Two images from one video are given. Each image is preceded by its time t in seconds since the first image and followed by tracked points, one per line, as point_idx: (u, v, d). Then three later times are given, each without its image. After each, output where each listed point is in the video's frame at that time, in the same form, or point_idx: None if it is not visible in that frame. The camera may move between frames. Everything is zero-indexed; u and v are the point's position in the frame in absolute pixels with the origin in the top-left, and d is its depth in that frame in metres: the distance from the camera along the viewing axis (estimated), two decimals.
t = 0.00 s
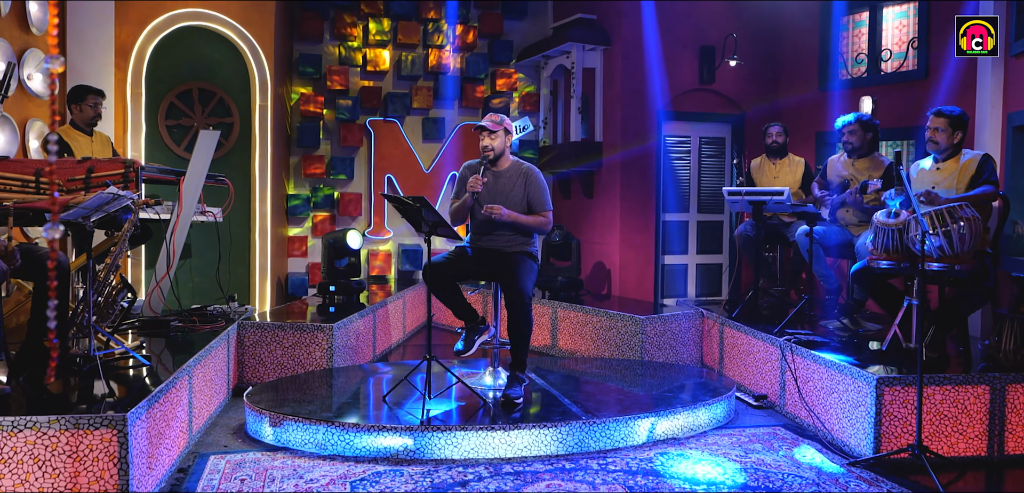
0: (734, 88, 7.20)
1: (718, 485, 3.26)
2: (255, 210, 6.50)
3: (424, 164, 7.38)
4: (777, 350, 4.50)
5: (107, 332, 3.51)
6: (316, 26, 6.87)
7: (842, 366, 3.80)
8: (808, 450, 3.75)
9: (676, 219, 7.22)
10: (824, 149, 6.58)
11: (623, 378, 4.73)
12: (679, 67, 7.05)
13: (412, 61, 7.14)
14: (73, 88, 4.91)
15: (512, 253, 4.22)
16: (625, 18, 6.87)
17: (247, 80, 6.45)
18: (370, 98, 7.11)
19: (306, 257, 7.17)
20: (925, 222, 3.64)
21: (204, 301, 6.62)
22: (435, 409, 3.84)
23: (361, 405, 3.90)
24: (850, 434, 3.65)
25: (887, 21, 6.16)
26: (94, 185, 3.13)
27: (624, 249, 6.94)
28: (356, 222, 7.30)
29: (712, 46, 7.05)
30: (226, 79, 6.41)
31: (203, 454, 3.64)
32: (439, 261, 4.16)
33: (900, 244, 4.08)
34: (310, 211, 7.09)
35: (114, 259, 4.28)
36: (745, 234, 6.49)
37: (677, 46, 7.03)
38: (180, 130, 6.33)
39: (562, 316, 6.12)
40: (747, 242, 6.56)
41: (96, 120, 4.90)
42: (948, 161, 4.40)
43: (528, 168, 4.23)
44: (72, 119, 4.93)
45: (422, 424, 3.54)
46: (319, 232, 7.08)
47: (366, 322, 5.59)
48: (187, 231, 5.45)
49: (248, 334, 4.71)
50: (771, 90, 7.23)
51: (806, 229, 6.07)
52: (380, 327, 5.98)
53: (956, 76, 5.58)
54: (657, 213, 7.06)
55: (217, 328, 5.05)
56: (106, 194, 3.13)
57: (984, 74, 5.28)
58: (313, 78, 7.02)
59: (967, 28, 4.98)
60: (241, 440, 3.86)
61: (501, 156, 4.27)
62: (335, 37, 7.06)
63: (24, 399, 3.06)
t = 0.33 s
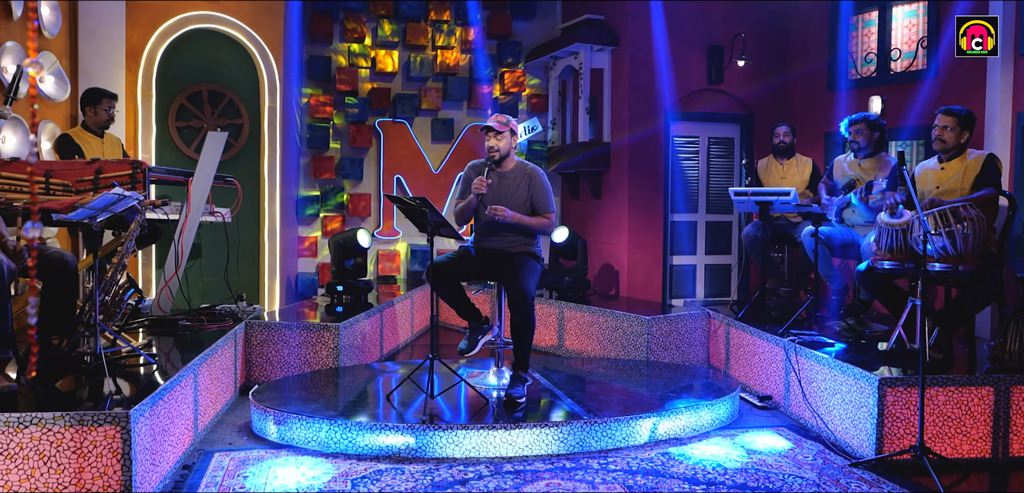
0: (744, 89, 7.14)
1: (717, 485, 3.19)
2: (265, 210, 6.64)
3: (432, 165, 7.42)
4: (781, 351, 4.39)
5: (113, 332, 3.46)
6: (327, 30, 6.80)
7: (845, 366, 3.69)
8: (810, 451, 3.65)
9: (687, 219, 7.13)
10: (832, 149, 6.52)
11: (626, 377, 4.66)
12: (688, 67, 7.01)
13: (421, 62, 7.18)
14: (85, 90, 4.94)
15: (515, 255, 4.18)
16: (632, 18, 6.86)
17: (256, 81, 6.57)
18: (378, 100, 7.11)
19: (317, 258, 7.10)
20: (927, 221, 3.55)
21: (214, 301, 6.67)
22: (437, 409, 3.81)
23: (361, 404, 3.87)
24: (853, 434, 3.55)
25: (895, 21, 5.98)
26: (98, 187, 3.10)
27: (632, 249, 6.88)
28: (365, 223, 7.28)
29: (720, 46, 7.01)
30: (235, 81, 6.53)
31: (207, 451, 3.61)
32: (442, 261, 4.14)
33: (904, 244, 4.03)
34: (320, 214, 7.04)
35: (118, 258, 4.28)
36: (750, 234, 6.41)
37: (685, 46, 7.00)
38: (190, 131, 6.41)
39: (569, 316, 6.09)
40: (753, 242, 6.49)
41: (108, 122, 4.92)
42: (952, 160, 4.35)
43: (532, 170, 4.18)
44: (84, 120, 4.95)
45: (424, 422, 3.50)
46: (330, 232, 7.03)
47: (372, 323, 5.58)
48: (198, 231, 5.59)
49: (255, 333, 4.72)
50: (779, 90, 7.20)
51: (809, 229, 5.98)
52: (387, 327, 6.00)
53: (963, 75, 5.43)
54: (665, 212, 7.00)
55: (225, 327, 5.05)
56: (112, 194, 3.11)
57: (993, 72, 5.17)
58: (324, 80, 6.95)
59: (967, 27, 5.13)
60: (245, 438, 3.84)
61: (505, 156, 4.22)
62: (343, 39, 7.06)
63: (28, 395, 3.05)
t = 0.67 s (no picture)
0: (753, 89, 7.08)
1: (717, 485, 3.18)
2: (275, 211, 6.57)
3: (443, 165, 7.49)
4: (786, 351, 4.38)
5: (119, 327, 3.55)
6: (337, 30, 6.97)
7: (849, 367, 3.68)
8: (813, 451, 3.64)
9: (694, 219, 7.13)
10: (840, 149, 6.51)
11: (630, 376, 4.66)
12: (696, 66, 6.91)
13: (432, 63, 7.22)
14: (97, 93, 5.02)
15: (519, 255, 4.21)
16: (640, 18, 6.76)
17: (267, 83, 6.53)
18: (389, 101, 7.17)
19: (327, 257, 7.22)
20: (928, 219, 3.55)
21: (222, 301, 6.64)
22: (440, 407, 3.82)
23: (365, 403, 3.89)
24: (856, 435, 3.53)
25: (906, 20, 5.97)
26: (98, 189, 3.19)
27: (641, 249, 6.85)
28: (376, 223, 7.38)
29: (729, 46, 6.92)
30: (245, 83, 6.48)
31: (214, 449, 3.64)
32: (447, 261, 4.17)
33: (908, 244, 4.02)
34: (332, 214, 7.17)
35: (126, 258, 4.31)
36: (758, 234, 6.38)
37: (692, 46, 6.88)
38: (201, 132, 6.39)
39: (577, 316, 6.09)
40: (761, 243, 6.45)
41: (121, 124, 4.98)
42: (959, 160, 4.29)
43: (538, 171, 4.20)
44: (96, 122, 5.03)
45: (427, 420, 3.51)
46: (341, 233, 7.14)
47: (380, 322, 5.62)
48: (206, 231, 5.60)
49: (264, 332, 4.77)
50: (789, 89, 7.16)
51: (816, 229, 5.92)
52: (395, 326, 6.05)
53: (976, 76, 5.36)
54: (674, 212, 6.98)
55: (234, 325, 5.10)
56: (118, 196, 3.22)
57: (1003, 72, 5.10)
58: (337, 82, 7.09)
59: (967, 28, 5.30)
60: (251, 435, 3.87)
61: (512, 158, 4.24)
62: (354, 40, 7.12)
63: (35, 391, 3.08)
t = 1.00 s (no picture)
0: (761, 88, 7.04)
1: (714, 484, 3.15)
2: (282, 211, 6.62)
3: (450, 165, 7.53)
4: (787, 352, 4.36)
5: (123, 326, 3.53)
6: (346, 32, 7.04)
7: (849, 367, 3.66)
8: (814, 451, 3.61)
9: (701, 219, 7.10)
10: (847, 149, 6.48)
11: (631, 376, 4.66)
12: (703, 66, 6.89)
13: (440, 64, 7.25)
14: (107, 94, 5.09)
15: (522, 256, 4.21)
16: (646, 19, 6.79)
17: (275, 84, 6.56)
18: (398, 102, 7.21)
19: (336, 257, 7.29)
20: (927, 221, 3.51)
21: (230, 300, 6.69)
22: (440, 406, 3.84)
23: (366, 401, 3.92)
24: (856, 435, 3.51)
25: (914, 19, 5.95)
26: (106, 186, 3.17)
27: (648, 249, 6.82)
28: (384, 223, 7.43)
29: (737, 46, 6.89)
30: (253, 84, 6.51)
31: (216, 445, 3.67)
32: (450, 262, 4.19)
33: (909, 244, 4.00)
34: (340, 214, 7.20)
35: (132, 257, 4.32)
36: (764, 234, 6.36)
37: (701, 46, 6.88)
38: (210, 133, 6.42)
39: (582, 316, 6.05)
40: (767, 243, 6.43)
41: (129, 125, 5.05)
42: (963, 159, 4.30)
43: (539, 171, 4.24)
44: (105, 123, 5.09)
45: (426, 419, 3.52)
46: (349, 233, 7.20)
47: (386, 321, 5.64)
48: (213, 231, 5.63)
49: (270, 331, 4.84)
50: (798, 90, 7.11)
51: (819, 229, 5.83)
52: (401, 326, 6.08)
53: (984, 75, 5.31)
54: (681, 212, 6.96)
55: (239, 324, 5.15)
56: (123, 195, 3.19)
57: (1012, 71, 5.05)
58: (345, 83, 7.14)
59: (968, 28, 5.31)
60: (254, 433, 3.90)
61: (515, 158, 4.27)
62: (363, 42, 7.18)
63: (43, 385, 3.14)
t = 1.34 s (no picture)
0: (769, 88, 7.02)
1: (712, 484, 3.17)
2: (291, 211, 6.68)
3: (459, 166, 7.50)
4: (791, 352, 4.36)
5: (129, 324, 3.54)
6: (354, 33, 7.08)
7: (851, 367, 3.66)
8: (815, 452, 3.62)
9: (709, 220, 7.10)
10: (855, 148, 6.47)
11: (635, 375, 4.69)
12: (712, 66, 6.86)
13: (447, 65, 7.30)
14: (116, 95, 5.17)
15: (524, 255, 4.23)
16: (653, 19, 6.77)
17: (283, 85, 6.64)
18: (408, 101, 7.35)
19: (345, 257, 7.36)
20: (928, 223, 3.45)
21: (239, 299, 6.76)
22: (441, 404, 3.88)
23: (369, 399, 3.96)
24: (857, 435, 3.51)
25: (923, 18, 5.92)
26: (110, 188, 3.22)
27: (655, 250, 6.82)
28: (393, 223, 7.47)
29: (745, 46, 6.86)
30: (262, 85, 6.59)
31: (221, 443, 3.73)
32: (452, 262, 4.22)
33: (912, 244, 3.95)
34: (350, 214, 7.30)
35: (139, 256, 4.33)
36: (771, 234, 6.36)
37: (708, 46, 6.84)
38: (219, 134, 6.51)
39: (588, 316, 6.06)
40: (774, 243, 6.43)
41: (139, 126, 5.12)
42: (966, 159, 4.26)
43: (540, 170, 4.24)
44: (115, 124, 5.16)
45: (428, 417, 3.55)
46: (359, 232, 7.28)
47: (393, 321, 5.69)
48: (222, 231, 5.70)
49: (276, 329, 4.89)
50: (806, 89, 7.09)
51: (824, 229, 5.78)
52: (408, 325, 6.12)
53: (993, 74, 5.27)
54: (688, 212, 6.96)
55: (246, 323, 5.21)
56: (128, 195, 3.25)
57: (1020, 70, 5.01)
58: (354, 84, 7.21)
59: (967, 27, 5.15)
60: (258, 430, 3.95)
61: (515, 157, 4.28)
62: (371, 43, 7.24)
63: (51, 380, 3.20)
